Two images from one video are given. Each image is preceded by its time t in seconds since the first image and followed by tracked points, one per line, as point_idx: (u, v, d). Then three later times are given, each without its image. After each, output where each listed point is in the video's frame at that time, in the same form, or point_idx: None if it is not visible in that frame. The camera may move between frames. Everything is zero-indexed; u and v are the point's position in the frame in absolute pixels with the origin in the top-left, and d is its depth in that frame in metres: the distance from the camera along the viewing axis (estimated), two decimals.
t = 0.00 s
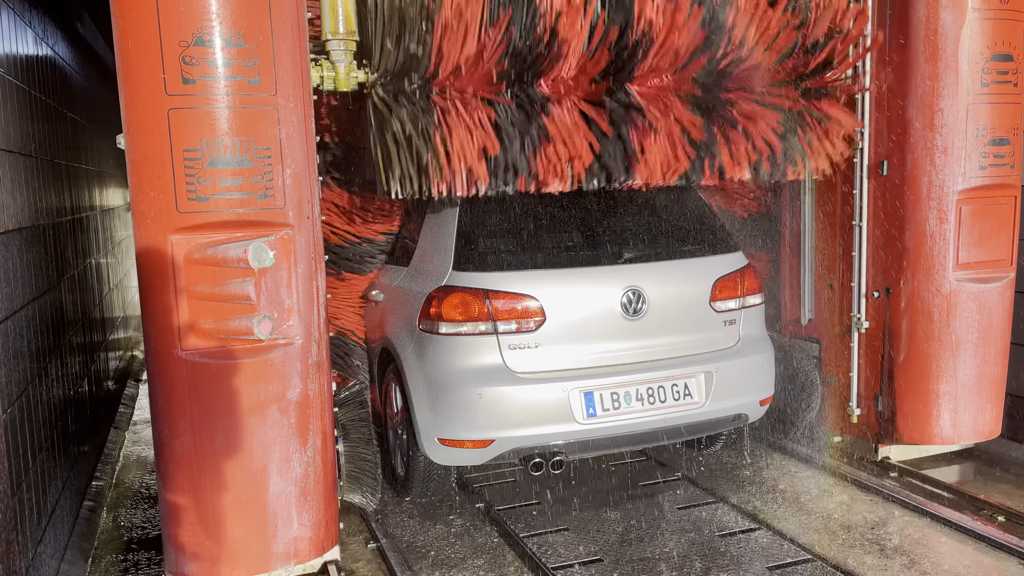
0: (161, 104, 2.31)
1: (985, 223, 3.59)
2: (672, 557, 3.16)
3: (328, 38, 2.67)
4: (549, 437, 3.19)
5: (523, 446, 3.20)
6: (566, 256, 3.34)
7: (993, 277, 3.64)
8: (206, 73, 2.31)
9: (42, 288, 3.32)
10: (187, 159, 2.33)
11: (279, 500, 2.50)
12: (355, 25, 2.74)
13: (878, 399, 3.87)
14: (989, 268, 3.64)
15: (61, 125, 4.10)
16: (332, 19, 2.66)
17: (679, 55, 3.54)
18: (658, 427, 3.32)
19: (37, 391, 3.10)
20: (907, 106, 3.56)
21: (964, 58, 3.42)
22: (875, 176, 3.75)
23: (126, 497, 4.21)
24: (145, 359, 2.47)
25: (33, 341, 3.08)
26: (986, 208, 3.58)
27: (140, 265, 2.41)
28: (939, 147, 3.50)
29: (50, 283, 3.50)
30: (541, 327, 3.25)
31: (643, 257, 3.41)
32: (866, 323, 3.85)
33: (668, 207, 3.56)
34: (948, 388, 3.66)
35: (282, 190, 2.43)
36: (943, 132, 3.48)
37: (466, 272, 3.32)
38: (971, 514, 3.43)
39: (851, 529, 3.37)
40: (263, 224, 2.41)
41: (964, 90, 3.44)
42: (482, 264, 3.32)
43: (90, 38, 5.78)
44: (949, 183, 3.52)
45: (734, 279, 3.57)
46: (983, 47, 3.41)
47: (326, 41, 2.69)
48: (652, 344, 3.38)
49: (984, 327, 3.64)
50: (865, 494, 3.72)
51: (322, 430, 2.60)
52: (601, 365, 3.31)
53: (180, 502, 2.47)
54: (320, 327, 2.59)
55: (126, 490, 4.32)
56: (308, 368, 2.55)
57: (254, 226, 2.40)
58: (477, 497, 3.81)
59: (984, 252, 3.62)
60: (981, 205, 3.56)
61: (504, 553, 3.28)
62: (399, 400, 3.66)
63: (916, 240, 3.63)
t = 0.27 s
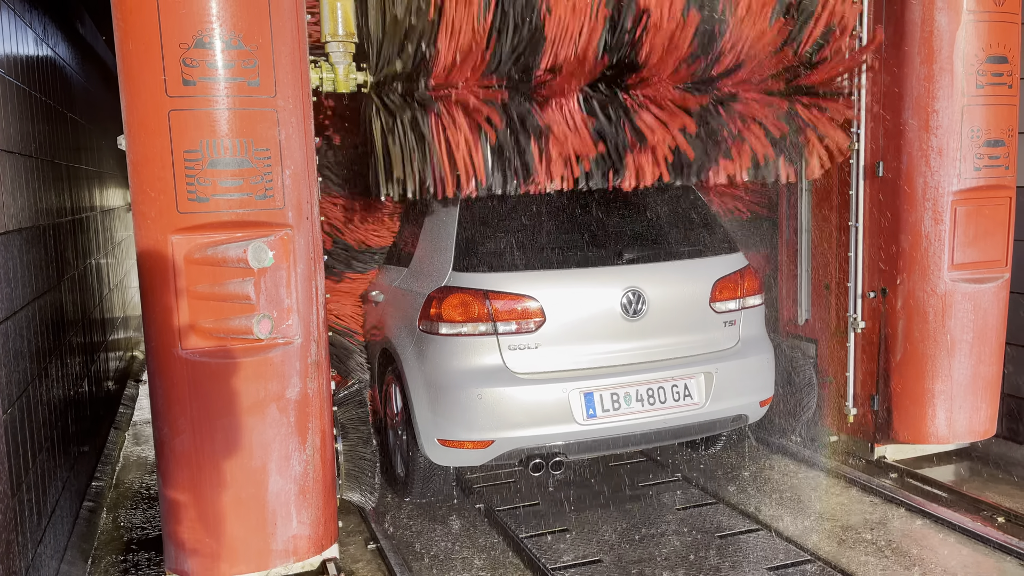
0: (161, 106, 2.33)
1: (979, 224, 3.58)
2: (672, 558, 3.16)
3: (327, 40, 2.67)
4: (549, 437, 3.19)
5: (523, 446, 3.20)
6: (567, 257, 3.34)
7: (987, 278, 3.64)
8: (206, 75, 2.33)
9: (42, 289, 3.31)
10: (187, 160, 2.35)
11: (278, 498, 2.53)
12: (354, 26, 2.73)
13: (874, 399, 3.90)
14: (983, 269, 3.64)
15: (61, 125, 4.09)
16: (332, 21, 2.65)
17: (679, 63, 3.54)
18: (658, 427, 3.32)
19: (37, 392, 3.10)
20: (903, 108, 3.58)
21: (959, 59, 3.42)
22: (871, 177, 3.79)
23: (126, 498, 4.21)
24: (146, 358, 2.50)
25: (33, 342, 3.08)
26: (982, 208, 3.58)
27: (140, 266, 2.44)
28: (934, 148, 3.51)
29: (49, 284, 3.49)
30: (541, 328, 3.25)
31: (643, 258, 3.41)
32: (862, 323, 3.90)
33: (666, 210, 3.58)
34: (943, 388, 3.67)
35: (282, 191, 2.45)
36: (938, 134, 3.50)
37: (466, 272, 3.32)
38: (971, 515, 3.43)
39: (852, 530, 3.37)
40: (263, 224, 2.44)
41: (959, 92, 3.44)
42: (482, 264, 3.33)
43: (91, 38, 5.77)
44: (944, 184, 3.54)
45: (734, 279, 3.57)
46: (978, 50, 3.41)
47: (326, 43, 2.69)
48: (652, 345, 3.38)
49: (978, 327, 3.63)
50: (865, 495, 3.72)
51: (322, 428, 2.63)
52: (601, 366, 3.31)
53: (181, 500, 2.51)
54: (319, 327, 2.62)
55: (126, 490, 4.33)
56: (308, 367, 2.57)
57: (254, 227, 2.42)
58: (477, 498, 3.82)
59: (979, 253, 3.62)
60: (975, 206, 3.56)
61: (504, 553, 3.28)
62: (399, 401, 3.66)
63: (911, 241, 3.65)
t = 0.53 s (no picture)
0: (163, 107, 2.41)
1: (976, 225, 3.63)
2: (672, 559, 3.16)
3: (327, 35, 2.78)
4: (549, 438, 3.19)
5: (523, 447, 3.20)
6: (567, 257, 3.34)
7: (984, 278, 3.67)
8: (207, 76, 2.42)
9: (43, 289, 3.31)
10: (188, 161, 2.43)
11: (278, 496, 2.62)
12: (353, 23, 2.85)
13: (870, 399, 3.93)
14: (980, 269, 3.67)
15: (61, 125, 4.09)
16: (331, 17, 2.77)
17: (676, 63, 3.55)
18: (658, 428, 3.32)
19: (37, 392, 3.10)
20: (899, 109, 3.64)
21: (954, 61, 3.49)
22: (868, 178, 3.82)
23: (126, 498, 4.21)
24: (148, 357, 2.58)
25: (34, 342, 3.09)
26: (978, 210, 3.63)
27: (142, 266, 2.52)
28: (930, 149, 3.57)
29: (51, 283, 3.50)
30: (542, 328, 3.25)
31: (643, 259, 3.41)
32: (859, 323, 3.91)
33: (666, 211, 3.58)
34: (940, 388, 3.70)
35: (281, 191, 2.54)
36: (934, 135, 3.55)
37: (466, 273, 3.33)
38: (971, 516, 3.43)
39: (851, 530, 3.37)
40: (263, 224, 2.52)
41: (955, 93, 3.51)
42: (482, 265, 3.33)
43: (92, 38, 5.76)
44: (940, 185, 3.58)
45: (734, 280, 3.57)
46: (974, 51, 3.48)
47: (326, 39, 2.80)
48: (652, 345, 3.38)
49: (975, 327, 3.67)
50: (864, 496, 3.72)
51: (321, 427, 2.72)
52: (601, 366, 3.31)
53: (182, 498, 2.59)
54: (318, 327, 2.71)
55: (126, 491, 4.32)
56: (307, 366, 2.66)
57: (253, 226, 2.51)
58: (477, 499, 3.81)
59: (976, 253, 3.65)
60: (972, 207, 3.60)
61: (504, 554, 3.28)
62: (399, 402, 3.66)
63: (908, 240, 3.68)
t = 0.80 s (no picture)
0: (164, 108, 2.42)
1: (976, 226, 3.63)
2: (673, 560, 3.16)
3: (327, 25, 2.79)
4: (550, 439, 3.19)
5: (524, 448, 3.20)
6: (568, 259, 3.35)
7: (984, 280, 3.68)
8: (208, 77, 2.42)
9: (43, 289, 3.30)
10: (189, 161, 2.44)
11: (278, 496, 2.62)
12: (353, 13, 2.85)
13: (870, 400, 3.93)
14: (980, 271, 3.67)
15: (62, 125, 4.07)
16: (331, 6, 2.77)
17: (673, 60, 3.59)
18: (659, 429, 3.32)
19: (37, 391, 3.09)
20: (899, 110, 3.65)
21: (954, 63, 3.49)
22: (868, 180, 3.83)
23: (126, 499, 4.21)
24: (149, 357, 2.58)
25: (34, 342, 3.09)
26: (977, 211, 3.63)
27: (143, 266, 2.52)
28: (930, 151, 3.57)
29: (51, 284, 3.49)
30: (542, 329, 3.25)
31: (644, 260, 3.41)
32: (859, 324, 3.91)
33: (666, 212, 3.58)
34: (940, 389, 3.70)
35: (282, 191, 2.55)
36: (934, 137, 3.55)
37: (467, 274, 3.33)
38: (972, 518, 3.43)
39: (852, 532, 3.36)
40: (263, 225, 2.53)
41: (955, 95, 3.51)
42: (482, 265, 3.33)
43: (92, 38, 5.75)
44: (941, 186, 3.58)
45: (735, 281, 3.56)
46: (975, 53, 3.49)
47: (326, 28, 2.81)
48: (652, 346, 3.38)
49: (975, 328, 3.66)
50: (866, 497, 3.72)
51: (321, 427, 2.72)
52: (601, 367, 3.31)
53: (182, 498, 2.59)
54: (319, 327, 2.71)
55: (127, 491, 4.32)
56: (307, 366, 2.67)
57: (254, 227, 2.52)
58: (478, 499, 3.81)
59: (976, 254, 3.66)
60: (972, 209, 3.61)
61: (504, 555, 3.28)
62: (400, 402, 3.66)
63: (908, 242, 3.68)
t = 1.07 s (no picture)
0: (165, 109, 2.42)
1: (975, 227, 3.64)
2: (674, 561, 3.16)
3: (328, 26, 2.78)
4: (550, 440, 3.19)
5: (524, 449, 3.20)
6: (570, 260, 3.35)
7: (983, 281, 3.70)
8: (210, 78, 2.43)
9: (43, 289, 3.30)
10: (190, 162, 2.44)
11: (279, 496, 2.62)
12: (354, 14, 2.84)
13: (869, 402, 3.93)
14: (979, 272, 3.69)
15: (63, 124, 4.06)
16: (332, 8, 2.76)
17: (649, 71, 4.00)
18: (660, 430, 3.32)
19: (37, 392, 3.08)
20: (898, 111, 3.64)
21: (954, 64, 3.49)
22: (868, 181, 3.81)
23: (127, 499, 4.21)
24: (150, 357, 2.58)
25: (35, 343, 3.09)
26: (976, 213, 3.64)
27: (144, 267, 2.53)
28: (930, 152, 3.57)
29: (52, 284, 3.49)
30: (543, 330, 3.25)
31: (645, 261, 3.42)
32: (859, 325, 3.91)
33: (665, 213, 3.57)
34: (939, 391, 3.73)
35: (283, 192, 2.55)
36: (934, 138, 3.55)
37: (468, 275, 3.33)
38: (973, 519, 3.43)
39: (853, 533, 3.36)
40: (264, 225, 2.53)
41: (955, 96, 3.51)
42: (482, 266, 3.33)
43: (93, 38, 5.75)
44: (940, 188, 3.59)
45: (736, 283, 3.56)
46: (974, 55, 3.49)
47: (327, 29, 2.79)
48: (653, 348, 3.38)
49: (974, 329, 3.69)
50: (867, 498, 3.71)
51: (321, 427, 2.72)
52: (602, 369, 3.31)
53: (183, 498, 2.59)
54: (319, 327, 2.71)
55: (127, 492, 4.32)
56: (308, 366, 2.67)
57: (255, 228, 2.52)
58: (478, 500, 3.81)
59: (975, 256, 3.67)
60: (971, 210, 3.62)
61: (505, 556, 3.28)
62: (401, 403, 3.66)
63: (907, 243, 3.69)
